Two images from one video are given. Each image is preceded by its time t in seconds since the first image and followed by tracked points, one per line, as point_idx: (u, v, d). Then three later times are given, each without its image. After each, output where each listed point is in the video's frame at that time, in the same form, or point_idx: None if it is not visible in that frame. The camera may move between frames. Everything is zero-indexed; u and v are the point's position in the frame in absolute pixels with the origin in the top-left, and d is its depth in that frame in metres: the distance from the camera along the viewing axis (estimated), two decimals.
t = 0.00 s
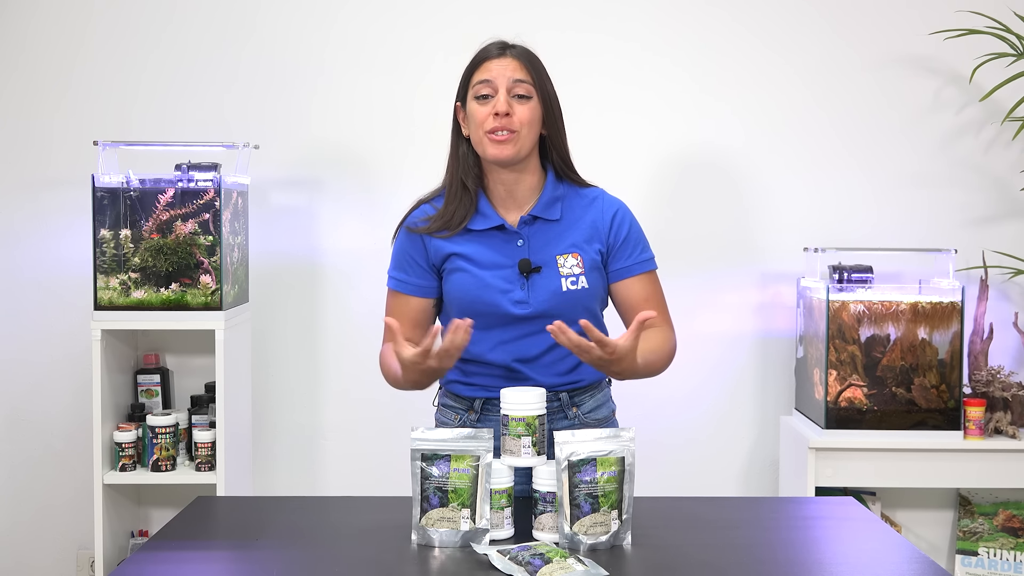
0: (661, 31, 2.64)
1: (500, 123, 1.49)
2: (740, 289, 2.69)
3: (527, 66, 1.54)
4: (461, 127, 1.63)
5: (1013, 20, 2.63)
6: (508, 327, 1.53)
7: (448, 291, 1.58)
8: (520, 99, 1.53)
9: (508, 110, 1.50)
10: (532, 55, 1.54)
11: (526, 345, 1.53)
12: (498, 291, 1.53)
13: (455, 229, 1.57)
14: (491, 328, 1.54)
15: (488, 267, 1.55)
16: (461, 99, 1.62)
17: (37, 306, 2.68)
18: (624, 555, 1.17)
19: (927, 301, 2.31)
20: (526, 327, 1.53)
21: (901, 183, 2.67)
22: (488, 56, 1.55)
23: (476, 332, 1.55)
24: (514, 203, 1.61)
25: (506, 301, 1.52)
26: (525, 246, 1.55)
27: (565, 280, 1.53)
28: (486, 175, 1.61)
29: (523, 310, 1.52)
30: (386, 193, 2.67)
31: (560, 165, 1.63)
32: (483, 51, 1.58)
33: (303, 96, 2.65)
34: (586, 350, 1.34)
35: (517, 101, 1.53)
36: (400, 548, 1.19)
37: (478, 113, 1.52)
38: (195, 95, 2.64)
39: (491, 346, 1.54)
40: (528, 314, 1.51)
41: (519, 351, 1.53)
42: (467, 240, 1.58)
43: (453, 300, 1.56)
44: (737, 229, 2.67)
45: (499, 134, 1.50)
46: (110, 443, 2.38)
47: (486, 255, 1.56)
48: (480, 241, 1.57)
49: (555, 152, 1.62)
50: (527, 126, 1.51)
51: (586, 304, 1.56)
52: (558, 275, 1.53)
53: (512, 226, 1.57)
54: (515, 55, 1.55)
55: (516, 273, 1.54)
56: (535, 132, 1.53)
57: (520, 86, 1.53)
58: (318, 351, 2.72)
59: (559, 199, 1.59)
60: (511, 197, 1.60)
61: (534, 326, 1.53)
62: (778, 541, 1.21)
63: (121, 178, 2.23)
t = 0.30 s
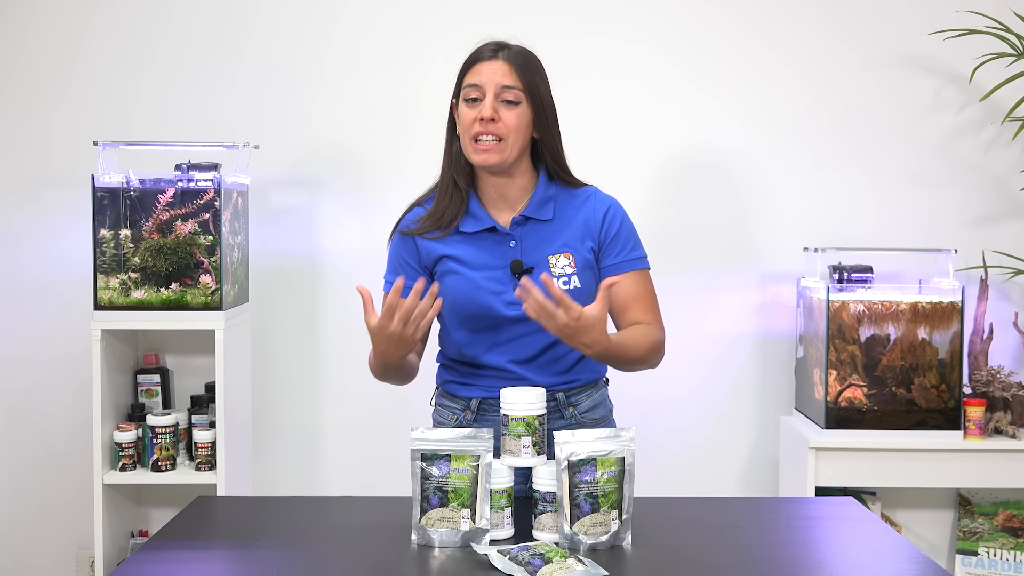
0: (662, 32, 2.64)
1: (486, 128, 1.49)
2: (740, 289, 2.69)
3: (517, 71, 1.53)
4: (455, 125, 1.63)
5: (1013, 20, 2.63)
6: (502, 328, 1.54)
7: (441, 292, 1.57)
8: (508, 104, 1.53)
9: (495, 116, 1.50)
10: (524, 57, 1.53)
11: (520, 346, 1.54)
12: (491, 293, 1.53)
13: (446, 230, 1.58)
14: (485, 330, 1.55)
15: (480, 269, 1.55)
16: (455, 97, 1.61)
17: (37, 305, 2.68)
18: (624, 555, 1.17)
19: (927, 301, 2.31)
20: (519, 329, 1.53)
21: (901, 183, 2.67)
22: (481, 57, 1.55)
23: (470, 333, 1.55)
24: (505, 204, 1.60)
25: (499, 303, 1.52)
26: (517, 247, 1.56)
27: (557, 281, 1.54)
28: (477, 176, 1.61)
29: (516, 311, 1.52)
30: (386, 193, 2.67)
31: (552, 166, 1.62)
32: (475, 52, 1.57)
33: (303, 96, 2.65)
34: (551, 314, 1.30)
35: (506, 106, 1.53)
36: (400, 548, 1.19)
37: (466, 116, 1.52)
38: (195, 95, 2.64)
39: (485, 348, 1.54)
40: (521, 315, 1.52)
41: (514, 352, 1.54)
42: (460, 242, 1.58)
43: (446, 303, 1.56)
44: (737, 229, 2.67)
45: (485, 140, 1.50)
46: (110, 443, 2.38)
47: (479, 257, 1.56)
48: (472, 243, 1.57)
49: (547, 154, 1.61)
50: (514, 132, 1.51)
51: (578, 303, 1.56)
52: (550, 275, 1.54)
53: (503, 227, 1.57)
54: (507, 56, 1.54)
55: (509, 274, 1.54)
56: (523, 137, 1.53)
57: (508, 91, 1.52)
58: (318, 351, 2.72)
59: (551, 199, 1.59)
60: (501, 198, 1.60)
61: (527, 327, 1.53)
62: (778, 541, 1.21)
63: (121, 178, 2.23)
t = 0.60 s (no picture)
0: (663, 32, 2.64)
1: (493, 125, 1.50)
2: (740, 289, 2.69)
3: (523, 69, 1.53)
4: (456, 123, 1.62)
5: (1013, 20, 2.63)
6: (504, 330, 1.54)
7: (443, 296, 1.58)
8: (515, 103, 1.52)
9: (503, 113, 1.50)
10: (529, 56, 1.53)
11: (522, 347, 1.53)
12: (493, 295, 1.54)
13: (445, 234, 1.57)
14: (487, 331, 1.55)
15: (482, 270, 1.55)
16: (457, 96, 1.61)
17: (37, 306, 2.68)
18: (624, 555, 1.17)
19: (926, 300, 2.31)
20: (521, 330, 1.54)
21: (901, 183, 2.67)
22: (486, 55, 1.55)
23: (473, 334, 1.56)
24: (506, 206, 1.60)
25: (502, 305, 1.53)
26: (519, 248, 1.56)
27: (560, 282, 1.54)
28: (478, 176, 1.61)
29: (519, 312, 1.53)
30: (385, 193, 2.67)
31: (554, 167, 1.62)
32: (480, 50, 1.57)
33: (303, 96, 2.65)
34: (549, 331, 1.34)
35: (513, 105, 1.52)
36: (400, 548, 1.19)
37: (472, 113, 1.52)
38: (195, 95, 2.64)
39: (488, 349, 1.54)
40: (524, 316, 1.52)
41: (514, 353, 1.53)
42: (462, 244, 1.58)
43: (448, 306, 1.57)
44: (736, 229, 2.68)
45: (492, 136, 1.50)
46: (110, 443, 2.39)
47: (481, 259, 1.56)
48: (475, 245, 1.57)
49: (549, 154, 1.61)
50: (521, 130, 1.51)
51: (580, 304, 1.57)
52: (553, 276, 1.54)
53: (505, 228, 1.57)
54: (513, 54, 1.54)
55: (512, 275, 1.54)
56: (529, 135, 1.53)
57: (515, 90, 1.52)
58: (318, 351, 2.72)
59: (552, 200, 1.59)
60: (503, 200, 1.60)
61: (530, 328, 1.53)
62: (779, 541, 1.21)
63: (121, 178, 2.23)
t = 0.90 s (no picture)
0: (664, 32, 2.64)
1: (518, 124, 1.49)
2: (740, 289, 2.69)
3: (541, 69, 1.55)
4: (466, 125, 1.62)
5: (1013, 20, 2.63)
6: (513, 329, 1.53)
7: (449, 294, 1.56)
8: (535, 100, 1.54)
9: (527, 111, 1.50)
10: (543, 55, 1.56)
11: (530, 346, 1.54)
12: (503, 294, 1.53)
13: (458, 235, 1.57)
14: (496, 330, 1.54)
15: (491, 270, 1.54)
16: (467, 98, 1.60)
17: (37, 306, 2.68)
18: (624, 555, 1.17)
19: (926, 300, 2.31)
20: (530, 329, 1.53)
21: (901, 183, 2.67)
22: (500, 55, 1.55)
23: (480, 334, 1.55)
24: (518, 206, 1.60)
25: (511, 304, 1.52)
26: (529, 247, 1.55)
27: (570, 282, 1.54)
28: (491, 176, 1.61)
29: (529, 311, 1.52)
30: (385, 193, 2.67)
31: (563, 167, 1.64)
32: (493, 49, 1.57)
33: (302, 96, 2.65)
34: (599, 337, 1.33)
35: (533, 102, 1.53)
36: (400, 548, 1.19)
37: (494, 113, 1.51)
38: (195, 95, 2.64)
39: (495, 347, 1.54)
40: (534, 315, 1.52)
41: (521, 352, 1.54)
42: (472, 244, 1.57)
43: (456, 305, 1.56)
44: (736, 229, 2.67)
45: (517, 135, 1.50)
46: (110, 443, 2.39)
47: (491, 258, 1.55)
48: (484, 244, 1.57)
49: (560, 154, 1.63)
50: (543, 128, 1.52)
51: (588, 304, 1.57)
52: (562, 276, 1.54)
53: (515, 227, 1.57)
54: (528, 54, 1.56)
55: (521, 274, 1.54)
56: (548, 134, 1.54)
57: (535, 87, 1.53)
58: (318, 351, 2.72)
59: (562, 200, 1.59)
60: (515, 199, 1.60)
61: (539, 328, 1.54)
62: (779, 541, 1.21)
63: (121, 178, 2.23)
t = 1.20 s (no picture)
0: (664, 32, 2.64)
1: (512, 126, 1.50)
2: (740, 289, 2.69)
3: (539, 69, 1.54)
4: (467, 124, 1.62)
5: (1013, 20, 2.63)
6: (513, 329, 1.53)
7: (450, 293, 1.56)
8: (531, 101, 1.53)
9: (521, 114, 1.50)
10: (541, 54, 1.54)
11: (530, 346, 1.54)
12: (504, 293, 1.52)
13: (459, 234, 1.57)
14: (495, 330, 1.54)
15: (492, 269, 1.55)
16: (468, 97, 1.60)
17: (37, 306, 2.68)
18: (624, 555, 1.17)
19: (927, 300, 2.31)
20: (530, 329, 1.53)
21: (901, 183, 2.67)
22: (498, 56, 1.54)
23: (479, 333, 1.54)
24: (519, 206, 1.60)
25: (512, 303, 1.52)
26: (530, 248, 1.55)
27: (571, 283, 1.54)
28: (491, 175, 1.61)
29: (529, 311, 1.52)
30: (385, 193, 2.67)
31: (566, 167, 1.63)
32: (492, 49, 1.56)
33: (303, 95, 2.65)
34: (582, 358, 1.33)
35: (529, 103, 1.53)
36: (400, 548, 1.19)
37: (489, 116, 1.51)
38: (195, 95, 2.64)
39: (494, 347, 1.54)
40: (534, 315, 1.52)
41: (521, 352, 1.54)
42: (473, 243, 1.57)
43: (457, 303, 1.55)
44: (737, 229, 2.67)
45: (511, 138, 1.51)
46: (110, 443, 2.38)
47: (492, 257, 1.55)
48: (485, 243, 1.57)
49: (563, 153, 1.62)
50: (539, 130, 1.52)
51: (589, 306, 1.56)
52: (563, 276, 1.54)
53: (516, 227, 1.57)
54: (525, 54, 1.55)
55: (522, 274, 1.54)
56: (545, 135, 1.54)
57: (531, 89, 1.53)
58: (318, 351, 2.72)
59: (564, 201, 1.59)
60: (516, 200, 1.59)
61: (539, 328, 1.53)
62: (779, 541, 1.21)
63: (121, 178, 2.23)
